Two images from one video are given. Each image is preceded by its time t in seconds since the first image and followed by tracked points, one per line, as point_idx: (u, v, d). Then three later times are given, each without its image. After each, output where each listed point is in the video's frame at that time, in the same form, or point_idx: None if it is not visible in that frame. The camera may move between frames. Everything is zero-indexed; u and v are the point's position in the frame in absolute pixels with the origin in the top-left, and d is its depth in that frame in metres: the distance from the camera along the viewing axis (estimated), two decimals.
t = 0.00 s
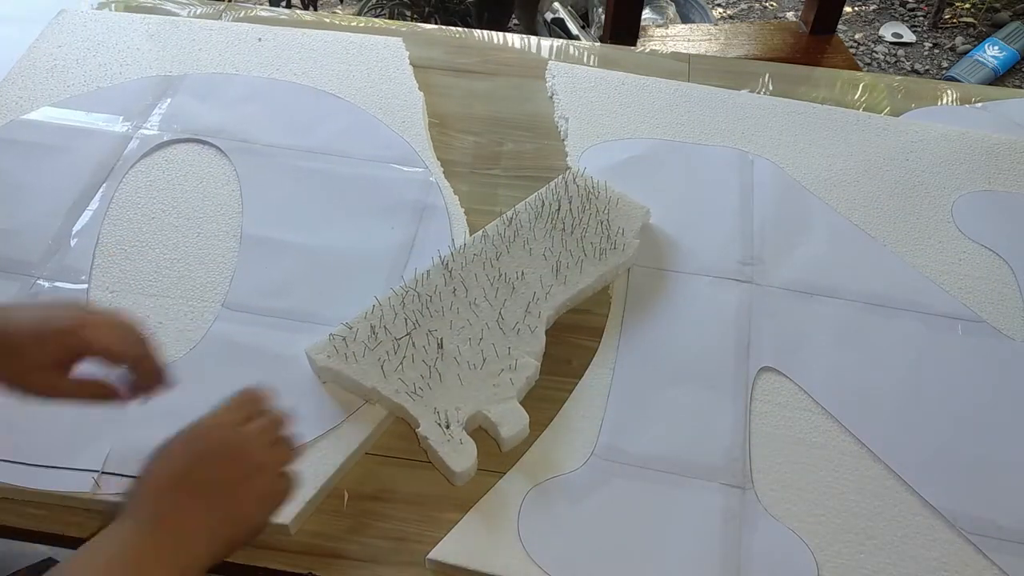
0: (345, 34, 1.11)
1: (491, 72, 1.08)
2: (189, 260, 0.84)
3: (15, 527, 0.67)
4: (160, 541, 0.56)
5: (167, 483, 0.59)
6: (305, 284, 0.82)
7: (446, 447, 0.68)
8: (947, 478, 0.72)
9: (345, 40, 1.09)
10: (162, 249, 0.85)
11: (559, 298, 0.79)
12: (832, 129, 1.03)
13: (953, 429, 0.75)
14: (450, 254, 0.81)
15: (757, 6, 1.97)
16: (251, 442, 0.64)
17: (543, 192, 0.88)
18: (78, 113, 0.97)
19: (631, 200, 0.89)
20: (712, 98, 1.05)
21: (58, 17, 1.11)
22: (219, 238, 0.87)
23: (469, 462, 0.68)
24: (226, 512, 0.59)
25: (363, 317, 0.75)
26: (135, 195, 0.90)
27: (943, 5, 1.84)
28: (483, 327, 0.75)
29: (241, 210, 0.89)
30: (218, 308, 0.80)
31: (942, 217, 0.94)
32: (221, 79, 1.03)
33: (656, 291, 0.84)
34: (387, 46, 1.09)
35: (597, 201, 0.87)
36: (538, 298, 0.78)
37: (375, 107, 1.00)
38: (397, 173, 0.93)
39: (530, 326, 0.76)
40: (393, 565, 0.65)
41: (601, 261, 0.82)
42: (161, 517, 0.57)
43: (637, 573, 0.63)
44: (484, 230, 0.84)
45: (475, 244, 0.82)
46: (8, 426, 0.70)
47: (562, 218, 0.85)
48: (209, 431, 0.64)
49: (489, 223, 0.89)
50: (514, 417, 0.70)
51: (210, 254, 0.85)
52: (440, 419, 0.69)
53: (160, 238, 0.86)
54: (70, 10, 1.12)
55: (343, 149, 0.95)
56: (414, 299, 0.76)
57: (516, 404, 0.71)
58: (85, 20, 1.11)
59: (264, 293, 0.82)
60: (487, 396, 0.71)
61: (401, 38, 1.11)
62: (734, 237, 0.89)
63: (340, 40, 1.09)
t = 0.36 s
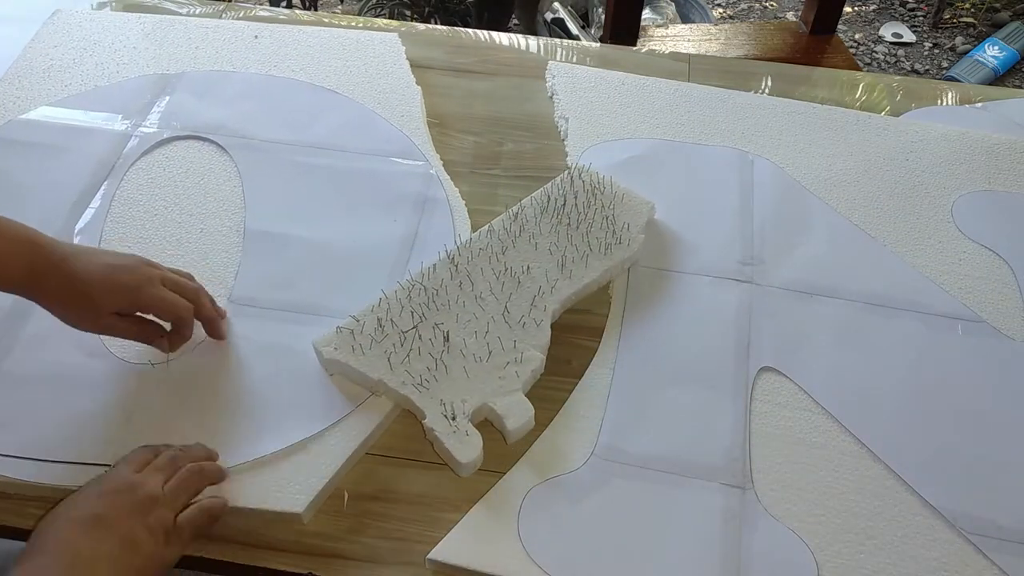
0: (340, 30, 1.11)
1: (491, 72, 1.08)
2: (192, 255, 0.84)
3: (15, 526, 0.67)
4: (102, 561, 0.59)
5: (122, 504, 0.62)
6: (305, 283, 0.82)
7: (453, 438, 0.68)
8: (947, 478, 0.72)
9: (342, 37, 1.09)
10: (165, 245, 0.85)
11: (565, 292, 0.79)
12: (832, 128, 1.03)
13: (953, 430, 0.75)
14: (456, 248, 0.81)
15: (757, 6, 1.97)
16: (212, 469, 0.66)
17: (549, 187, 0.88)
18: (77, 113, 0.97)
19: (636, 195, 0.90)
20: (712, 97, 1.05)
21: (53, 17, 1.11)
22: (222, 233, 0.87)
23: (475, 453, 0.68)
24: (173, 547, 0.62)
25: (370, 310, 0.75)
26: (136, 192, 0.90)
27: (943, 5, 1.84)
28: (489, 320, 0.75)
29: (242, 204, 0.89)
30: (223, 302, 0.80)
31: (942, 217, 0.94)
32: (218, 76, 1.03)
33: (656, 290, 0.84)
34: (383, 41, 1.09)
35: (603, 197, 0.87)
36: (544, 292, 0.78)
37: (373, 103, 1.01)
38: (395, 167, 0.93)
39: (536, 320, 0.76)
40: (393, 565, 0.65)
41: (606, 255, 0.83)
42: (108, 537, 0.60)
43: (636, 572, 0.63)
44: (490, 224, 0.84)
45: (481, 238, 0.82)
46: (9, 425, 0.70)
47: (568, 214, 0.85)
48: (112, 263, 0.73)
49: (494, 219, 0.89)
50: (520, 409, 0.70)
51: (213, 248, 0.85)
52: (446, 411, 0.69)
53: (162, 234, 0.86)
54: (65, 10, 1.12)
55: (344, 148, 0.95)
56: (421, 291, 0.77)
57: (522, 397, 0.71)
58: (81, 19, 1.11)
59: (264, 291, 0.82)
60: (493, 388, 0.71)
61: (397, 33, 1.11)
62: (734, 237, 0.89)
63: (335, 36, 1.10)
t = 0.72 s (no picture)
0: (339, 29, 1.11)
1: (491, 72, 1.08)
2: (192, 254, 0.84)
3: (17, 526, 0.67)
4: None
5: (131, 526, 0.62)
6: (305, 283, 0.82)
7: (452, 438, 0.68)
8: (947, 478, 0.72)
9: (341, 36, 1.09)
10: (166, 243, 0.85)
11: (565, 292, 0.79)
12: (833, 128, 1.03)
13: (953, 430, 0.75)
14: (457, 247, 0.81)
15: (757, 6, 1.97)
16: (215, 484, 0.66)
17: (549, 187, 0.88)
18: (78, 112, 0.97)
19: (636, 195, 0.90)
20: (712, 97, 1.05)
21: (53, 17, 1.10)
22: (223, 232, 0.87)
23: (474, 452, 0.68)
24: (185, 563, 0.62)
25: (370, 309, 0.75)
26: (136, 191, 0.90)
27: (943, 5, 1.84)
28: (489, 320, 0.75)
29: (242, 204, 0.89)
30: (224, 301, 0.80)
31: (942, 217, 0.94)
32: (217, 76, 1.03)
33: (657, 290, 0.84)
34: (383, 41, 1.09)
35: (603, 196, 0.87)
36: (544, 291, 0.78)
37: (373, 102, 1.01)
38: (395, 166, 0.93)
39: (536, 319, 0.76)
40: (394, 565, 0.65)
41: (606, 255, 0.83)
42: (119, 557, 0.60)
43: (636, 572, 0.63)
44: (490, 224, 0.84)
45: (481, 237, 0.82)
46: (9, 425, 0.70)
47: (568, 213, 0.85)
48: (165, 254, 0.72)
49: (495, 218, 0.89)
50: (520, 409, 0.70)
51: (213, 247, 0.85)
52: (446, 410, 0.69)
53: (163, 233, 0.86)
54: (64, 10, 1.12)
55: (344, 148, 0.95)
56: (421, 291, 0.77)
57: (522, 396, 0.71)
58: (80, 19, 1.11)
59: (264, 290, 0.81)
60: (493, 387, 0.71)
61: (395, 33, 1.11)
62: (734, 237, 0.89)
63: (335, 35, 1.10)
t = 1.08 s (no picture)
0: (338, 28, 1.11)
1: (491, 72, 1.08)
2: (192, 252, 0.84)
3: (18, 525, 0.67)
4: None
5: (132, 521, 0.62)
6: (305, 282, 0.82)
7: (464, 441, 0.68)
8: (947, 478, 0.72)
9: (341, 35, 1.09)
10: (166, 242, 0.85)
11: (567, 292, 0.79)
12: (833, 129, 1.03)
13: (953, 430, 0.75)
14: (458, 250, 0.81)
15: (757, 6, 1.97)
16: (217, 482, 0.66)
17: (548, 187, 0.88)
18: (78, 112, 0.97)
19: (635, 192, 0.90)
20: (712, 97, 1.05)
21: (53, 17, 1.10)
22: (224, 231, 0.87)
23: (488, 455, 0.68)
24: (186, 561, 0.62)
25: (374, 314, 0.75)
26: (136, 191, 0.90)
27: (943, 5, 1.84)
28: (495, 323, 0.75)
29: (241, 203, 0.89)
30: (224, 300, 0.80)
31: (942, 217, 0.94)
32: (218, 76, 1.03)
33: (656, 290, 0.84)
34: (382, 40, 1.09)
35: (602, 195, 0.88)
36: (548, 292, 0.78)
37: (373, 101, 1.01)
38: (394, 165, 0.94)
39: (541, 320, 0.76)
40: (393, 565, 0.65)
41: (608, 253, 0.83)
42: (120, 552, 0.60)
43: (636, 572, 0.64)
44: (491, 226, 0.84)
45: (483, 239, 0.82)
46: (10, 425, 0.70)
47: (569, 213, 0.85)
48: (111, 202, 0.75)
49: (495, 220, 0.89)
50: (529, 410, 0.71)
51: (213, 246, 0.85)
52: (456, 414, 0.69)
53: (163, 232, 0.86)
54: (63, 10, 1.12)
55: (344, 147, 0.95)
56: (425, 296, 0.77)
57: (531, 397, 0.72)
58: (79, 19, 1.10)
59: (263, 289, 0.81)
60: (502, 390, 0.71)
61: (395, 32, 1.11)
62: (734, 237, 0.89)
63: (335, 35, 1.10)
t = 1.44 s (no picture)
0: (339, 28, 1.11)
1: (491, 72, 1.08)
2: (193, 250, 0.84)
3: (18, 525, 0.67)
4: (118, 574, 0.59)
5: (133, 519, 0.62)
6: (305, 281, 0.82)
7: (464, 440, 0.68)
8: (947, 478, 0.72)
9: (341, 35, 1.09)
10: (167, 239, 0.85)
11: (568, 291, 0.79)
12: (833, 129, 1.03)
13: (953, 430, 0.75)
14: (459, 250, 0.81)
15: (756, 6, 1.97)
16: (218, 481, 0.66)
17: (549, 187, 0.88)
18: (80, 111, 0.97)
19: (636, 192, 0.90)
20: (712, 97, 1.05)
21: (54, 16, 1.10)
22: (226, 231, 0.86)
23: (487, 454, 0.68)
24: (187, 560, 0.62)
25: (375, 313, 0.75)
26: (137, 189, 0.90)
27: (943, 5, 1.84)
28: (495, 322, 0.75)
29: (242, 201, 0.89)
30: (225, 298, 0.80)
31: (942, 217, 0.94)
32: (219, 74, 1.03)
33: (656, 290, 0.84)
34: (384, 39, 1.09)
35: (603, 195, 0.88)
36: (548, 292, 0.78)
37: (373, 100, 1.01)
38: (395, 164, 0.94)
39: (542, 320, 0.76)
40: (393, 565, 0.65)
41: (609, 253, 0.83)
42: (121, 550, 0.60)
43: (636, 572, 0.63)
44: (492, 225, 0.84)
45: (484, 239, 0.82)
46: (10, 424, 0.70)
47: (570, 212, 0.85)
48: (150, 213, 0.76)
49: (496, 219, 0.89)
50: (529, 409, 0.71)
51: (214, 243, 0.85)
52: (456, 413, 0.69)
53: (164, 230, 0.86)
54: (63, 9, 1.12)
55: (345, 146, 0.95)
56: (425, 295, 0.77)
57: (531, 397, 0.72)
58: (79, 19, 1.10)
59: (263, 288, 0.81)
60: (502, 389, 0.71)
61: (396, 32, 1.11)
62: (734, 237, 0.89)
63: (335, 34, 1.10)
